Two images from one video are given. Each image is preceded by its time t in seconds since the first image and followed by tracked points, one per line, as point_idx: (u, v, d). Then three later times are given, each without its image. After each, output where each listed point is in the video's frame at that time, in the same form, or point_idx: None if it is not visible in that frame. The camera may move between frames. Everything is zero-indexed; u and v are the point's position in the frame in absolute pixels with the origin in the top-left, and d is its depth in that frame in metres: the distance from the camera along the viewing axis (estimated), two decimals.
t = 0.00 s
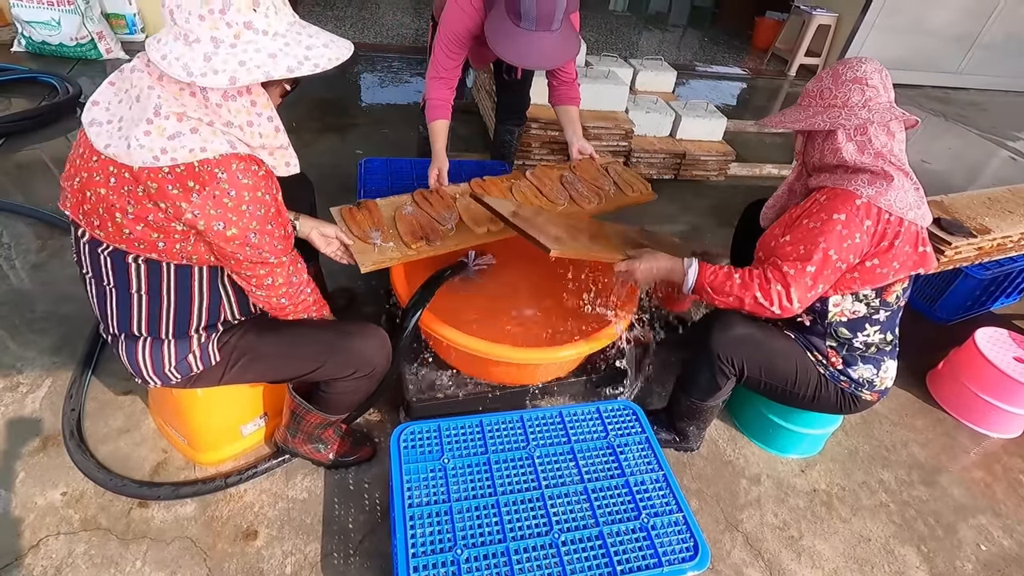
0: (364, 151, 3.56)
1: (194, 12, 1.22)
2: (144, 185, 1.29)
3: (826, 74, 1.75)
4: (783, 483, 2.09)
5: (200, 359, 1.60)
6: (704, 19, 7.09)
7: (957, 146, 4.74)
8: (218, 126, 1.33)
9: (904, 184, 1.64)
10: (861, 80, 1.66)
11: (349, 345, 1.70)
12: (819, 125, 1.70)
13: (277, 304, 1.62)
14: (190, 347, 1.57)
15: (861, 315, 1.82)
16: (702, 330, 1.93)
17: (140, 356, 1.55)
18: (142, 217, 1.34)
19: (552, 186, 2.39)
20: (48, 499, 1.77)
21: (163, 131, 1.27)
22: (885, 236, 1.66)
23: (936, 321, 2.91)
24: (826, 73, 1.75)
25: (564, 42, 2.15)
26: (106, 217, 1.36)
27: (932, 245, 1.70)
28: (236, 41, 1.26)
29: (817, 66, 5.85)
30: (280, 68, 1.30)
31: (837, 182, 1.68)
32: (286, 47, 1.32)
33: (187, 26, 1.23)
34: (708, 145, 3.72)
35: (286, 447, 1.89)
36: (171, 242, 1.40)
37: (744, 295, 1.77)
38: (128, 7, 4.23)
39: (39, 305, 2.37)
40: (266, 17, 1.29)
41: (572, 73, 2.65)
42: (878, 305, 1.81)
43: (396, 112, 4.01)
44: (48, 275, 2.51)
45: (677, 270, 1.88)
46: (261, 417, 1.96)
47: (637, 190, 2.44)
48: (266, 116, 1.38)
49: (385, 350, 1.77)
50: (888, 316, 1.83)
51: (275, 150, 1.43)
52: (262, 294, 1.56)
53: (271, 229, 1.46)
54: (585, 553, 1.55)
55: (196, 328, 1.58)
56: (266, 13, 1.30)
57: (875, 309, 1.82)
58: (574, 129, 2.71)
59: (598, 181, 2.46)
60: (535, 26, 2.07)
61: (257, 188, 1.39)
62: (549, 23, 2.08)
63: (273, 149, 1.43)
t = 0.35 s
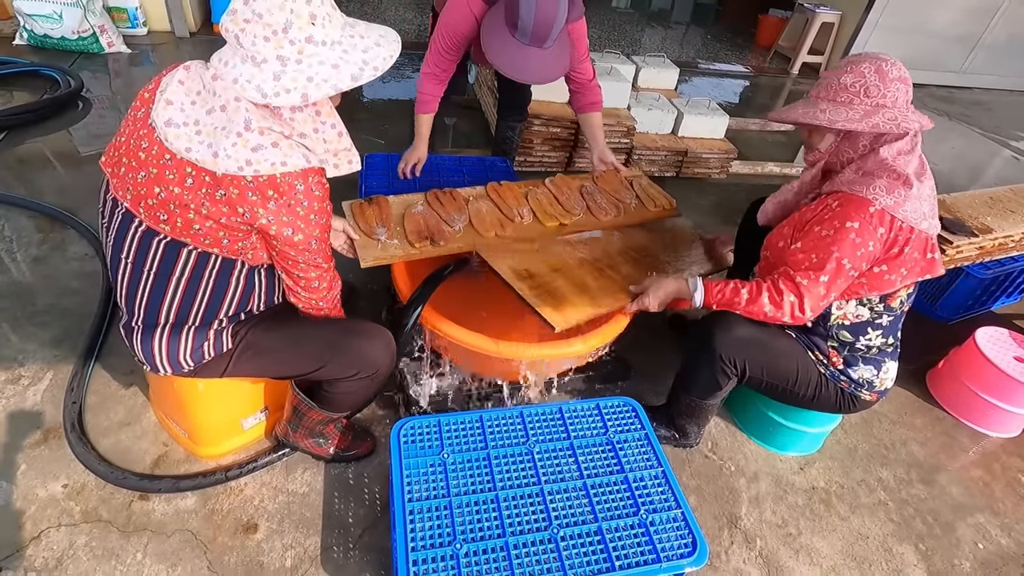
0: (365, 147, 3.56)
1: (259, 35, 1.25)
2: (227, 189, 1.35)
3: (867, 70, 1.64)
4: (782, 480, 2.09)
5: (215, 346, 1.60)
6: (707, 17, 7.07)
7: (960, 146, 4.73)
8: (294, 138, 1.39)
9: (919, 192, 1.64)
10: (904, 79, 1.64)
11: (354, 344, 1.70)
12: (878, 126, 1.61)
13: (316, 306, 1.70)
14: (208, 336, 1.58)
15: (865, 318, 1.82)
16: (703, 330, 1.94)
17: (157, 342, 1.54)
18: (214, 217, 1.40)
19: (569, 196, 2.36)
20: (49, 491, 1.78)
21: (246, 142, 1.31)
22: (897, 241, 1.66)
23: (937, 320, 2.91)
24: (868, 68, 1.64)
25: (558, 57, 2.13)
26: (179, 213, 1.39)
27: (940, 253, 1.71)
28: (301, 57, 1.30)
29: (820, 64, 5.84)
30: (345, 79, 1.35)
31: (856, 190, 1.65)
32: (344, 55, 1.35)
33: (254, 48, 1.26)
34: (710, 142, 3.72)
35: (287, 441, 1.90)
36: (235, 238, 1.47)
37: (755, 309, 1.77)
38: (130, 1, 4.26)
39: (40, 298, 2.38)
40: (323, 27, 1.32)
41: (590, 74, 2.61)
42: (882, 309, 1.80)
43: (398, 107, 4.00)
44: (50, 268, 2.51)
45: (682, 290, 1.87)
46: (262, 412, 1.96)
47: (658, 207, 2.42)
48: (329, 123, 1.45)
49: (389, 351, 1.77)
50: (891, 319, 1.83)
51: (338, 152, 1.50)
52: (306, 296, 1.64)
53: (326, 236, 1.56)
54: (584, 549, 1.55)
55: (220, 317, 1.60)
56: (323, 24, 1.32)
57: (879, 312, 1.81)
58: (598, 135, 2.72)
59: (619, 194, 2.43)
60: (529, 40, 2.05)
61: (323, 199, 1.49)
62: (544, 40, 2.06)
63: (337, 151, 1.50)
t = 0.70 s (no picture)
0: (367, 142, 3.56)
1: (248, 29, 1.23)
2: (218, 185, 1.34)
3: (925, 77, 1.55)
4: (783, 477, 2.09)
5: (215, 342, 1.60)
6: (711, 13, 7.05)
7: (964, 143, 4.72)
8: (286, 133, 1.37)
9: (959, 203, 1.61)
10: (953, 87, 1.58)
11: (355, 340, 1.70)
12: (937, 138, 1.55)
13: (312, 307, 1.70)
14: (208, 332, 1.58)
15: (890, 327, 1.80)
16: (719, 343, 1.90)
17: (159, 339, 1.56)
18: (206, 214, 1.39)
19: (577, 199, 2.34)
20: (53, 483, 1.79)
21: (237, 138, 1.30)
22: (933, 253, 1.62)
23: (940, 318, 2.91)
24: (925, 74, 1.55)
25: (529, 47, 2.13)
26: (170, 210, 1.38)
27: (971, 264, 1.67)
28: (293, 48, 1.28)
29: (824, 61, 5.82)
30: (340, 67, 1.34)
31: (902, 200, 1.59)
32: (336, 42, 1.33)
33: (244, 43, 1.24)
34: (714, 139, 3.71)
35: (289, 436, 1.90)
36: (228, 237, 1.46)
37: (776, 320, 1.74)
38: None
39: (43, 292, 2.38)
40: (313, 15, 1.29)
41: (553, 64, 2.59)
42: (908, 318, 1.78)
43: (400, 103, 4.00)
44: (53, 262, 2.52)
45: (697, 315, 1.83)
46: (264, 405, 1.97)
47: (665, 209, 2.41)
48: (325, 115, 1.42)
49: (389, 347, 1.77)
50: (913, 330, 1.82)
51: (336, 146, 1.48)
52: (300, 296, 1.63)
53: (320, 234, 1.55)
54: (586, 544, 1.56)
55: (220, 315, 1.60)
56: (312, 11, 1.29)
57: (904, 322, 1.79)
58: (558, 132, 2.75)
59: (627, 196, 2.41)
60: (499, 31, 2.05)
61: (316, 195, 1.48)
62: (514, 31, 2.05)
63: (334, 144, 1.47)
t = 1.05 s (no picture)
0: (370, 141, 3.56)
1: None
2: (144, 168, 1.28)
3: (948, 81, 1.55)
4: (785, 477, 2.10)
5: (210, 347, 1.61)
6: (714, 13, 7.05)
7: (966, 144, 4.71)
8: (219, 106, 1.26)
9: (963, 200, 1.62)
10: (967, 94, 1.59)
11: (358, 332, 1.71)
12: (952, 146, 1.56)
13: (273, 307, 1.55)
14: (200, 335, 1.58)
15: (901, 325, 1.80)
16: (725, 350, 1.90)
17: (149, 342, 1.57)
18: (144, 205, 1.33)
19: (579, 198, 2.35)
20: (57, 480, 1.79)
21: (157, 116, 1.22)
22: (948, 253, 1.62)
23: (942, 319, 2.91)
24: (946, 79, 1.55)
25: (502, 30, 2.14)
26: (111, 204, 1.36)
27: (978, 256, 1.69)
28: (231, 11, 1.16)
29: (827, 61, 5.81)
30: (284, 23, 1.23)
31: (915, 202, 1.59)
32: None
33: (180, 16, 1.14)
34: (716, 139, 3.71)
35: (292, 433, 1.90)
36: (172, 230, 1.40)
37: (803, 330, 1.79)
38: None
39: (47, 289, 2.39)
40: None
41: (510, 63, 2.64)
42: (918, 315, 1.79)
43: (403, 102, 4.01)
44: (56, 259, 2.52)
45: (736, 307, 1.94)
46: (267, 404, 1.97)
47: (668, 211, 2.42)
48: (272, 86, 1.30)
49: (391, 340, 1.78)
50: (920, 327, 1.82)
51: (282, 126, 1.34)
52: (254, 293, 1.49)
53: (263, 217, 1.37)
54: (589, 543, 1.56)
55: (206, 318, 1.59)
56: None
57: (914, 319, 1.79)
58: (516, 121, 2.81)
59: (629, 197, 2.42)
60: (474, 17, 2.06)
61: (250, 170, 1.32)
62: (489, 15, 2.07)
63: (280, 123, 1.34)
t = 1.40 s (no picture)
0: (369, 139, 3.56)
1: None
2: (92, 156, 1.26)
3: (932, 78, 1.55)
4: (785, 476, 2.10)
5: (204, 348, 1.60)
6: (713, 11, 7.04)
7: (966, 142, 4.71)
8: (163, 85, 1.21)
9: (954, 197, 1.62)
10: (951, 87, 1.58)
11: (355, 331, 1.71)
12: (942, 141, 1.56)
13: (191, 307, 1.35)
14: (192, 337, 1.57)
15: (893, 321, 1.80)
16: (721, 341, 1.90)
17: (143, 344, 1.56)
18: (99, 195, 1.32)
19: (583, 208, 2.33)
20: (56, 479, 1.79)
21: (101, 102, 1.19)
22: (943, 251, 1.62)
23: (942, 317, 2.91)
24: (931, 75, 1.55)
25: None
26: (72, 199, 1.37)
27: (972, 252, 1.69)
28: None
29: (827, 60, 5.80)
30: None
31: (905, 202, 1.58)
32: None
33: None
34: (716, 138, 3.71)
35: (291, 432, 1.91)
36: (130, 226, 1.38)
37: (815, 334, 1.77)
38: None
39: (46, 288, 2.39)
40: None
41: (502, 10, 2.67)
42: (911, 311, 1.79)
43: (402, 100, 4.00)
44: (55, 258, 2.52)
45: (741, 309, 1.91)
46: (267, 403, 1.97)
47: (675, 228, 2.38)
48: (224, 63, 1.26)
49: (389, 338, 1.77)
50: (914, 323, 1.82)
51: (240, 110, 1.33)
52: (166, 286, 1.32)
53: (186, 202, 1.25)
54: (588, 541, 1.56)
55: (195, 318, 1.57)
56: None
57: (907, 315, 1.79)
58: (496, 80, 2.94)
59: (638, 211, 2.40)
60: None
61: (179, 151, 1.23)
62: None
63: (237, 103, 1.32)
